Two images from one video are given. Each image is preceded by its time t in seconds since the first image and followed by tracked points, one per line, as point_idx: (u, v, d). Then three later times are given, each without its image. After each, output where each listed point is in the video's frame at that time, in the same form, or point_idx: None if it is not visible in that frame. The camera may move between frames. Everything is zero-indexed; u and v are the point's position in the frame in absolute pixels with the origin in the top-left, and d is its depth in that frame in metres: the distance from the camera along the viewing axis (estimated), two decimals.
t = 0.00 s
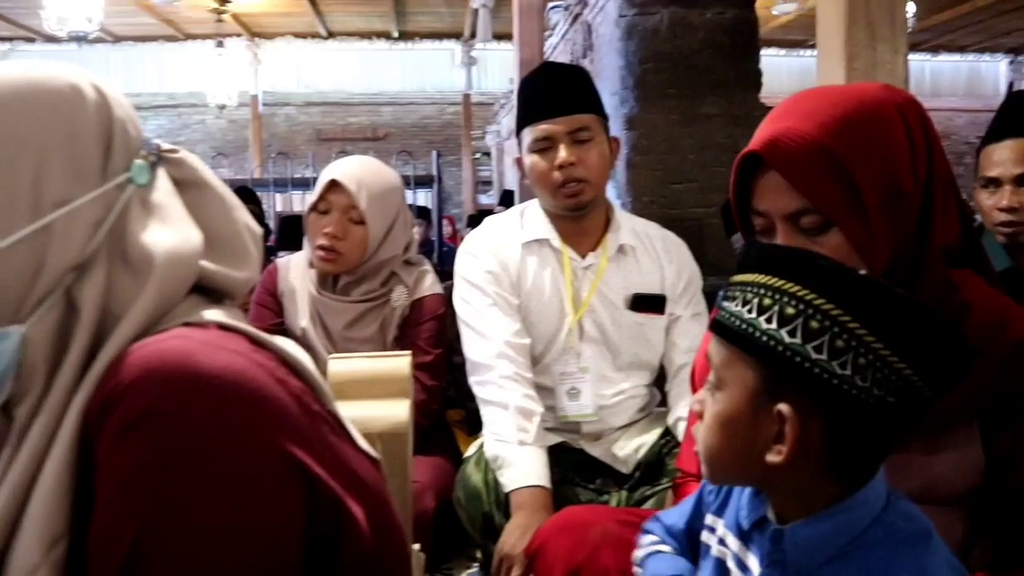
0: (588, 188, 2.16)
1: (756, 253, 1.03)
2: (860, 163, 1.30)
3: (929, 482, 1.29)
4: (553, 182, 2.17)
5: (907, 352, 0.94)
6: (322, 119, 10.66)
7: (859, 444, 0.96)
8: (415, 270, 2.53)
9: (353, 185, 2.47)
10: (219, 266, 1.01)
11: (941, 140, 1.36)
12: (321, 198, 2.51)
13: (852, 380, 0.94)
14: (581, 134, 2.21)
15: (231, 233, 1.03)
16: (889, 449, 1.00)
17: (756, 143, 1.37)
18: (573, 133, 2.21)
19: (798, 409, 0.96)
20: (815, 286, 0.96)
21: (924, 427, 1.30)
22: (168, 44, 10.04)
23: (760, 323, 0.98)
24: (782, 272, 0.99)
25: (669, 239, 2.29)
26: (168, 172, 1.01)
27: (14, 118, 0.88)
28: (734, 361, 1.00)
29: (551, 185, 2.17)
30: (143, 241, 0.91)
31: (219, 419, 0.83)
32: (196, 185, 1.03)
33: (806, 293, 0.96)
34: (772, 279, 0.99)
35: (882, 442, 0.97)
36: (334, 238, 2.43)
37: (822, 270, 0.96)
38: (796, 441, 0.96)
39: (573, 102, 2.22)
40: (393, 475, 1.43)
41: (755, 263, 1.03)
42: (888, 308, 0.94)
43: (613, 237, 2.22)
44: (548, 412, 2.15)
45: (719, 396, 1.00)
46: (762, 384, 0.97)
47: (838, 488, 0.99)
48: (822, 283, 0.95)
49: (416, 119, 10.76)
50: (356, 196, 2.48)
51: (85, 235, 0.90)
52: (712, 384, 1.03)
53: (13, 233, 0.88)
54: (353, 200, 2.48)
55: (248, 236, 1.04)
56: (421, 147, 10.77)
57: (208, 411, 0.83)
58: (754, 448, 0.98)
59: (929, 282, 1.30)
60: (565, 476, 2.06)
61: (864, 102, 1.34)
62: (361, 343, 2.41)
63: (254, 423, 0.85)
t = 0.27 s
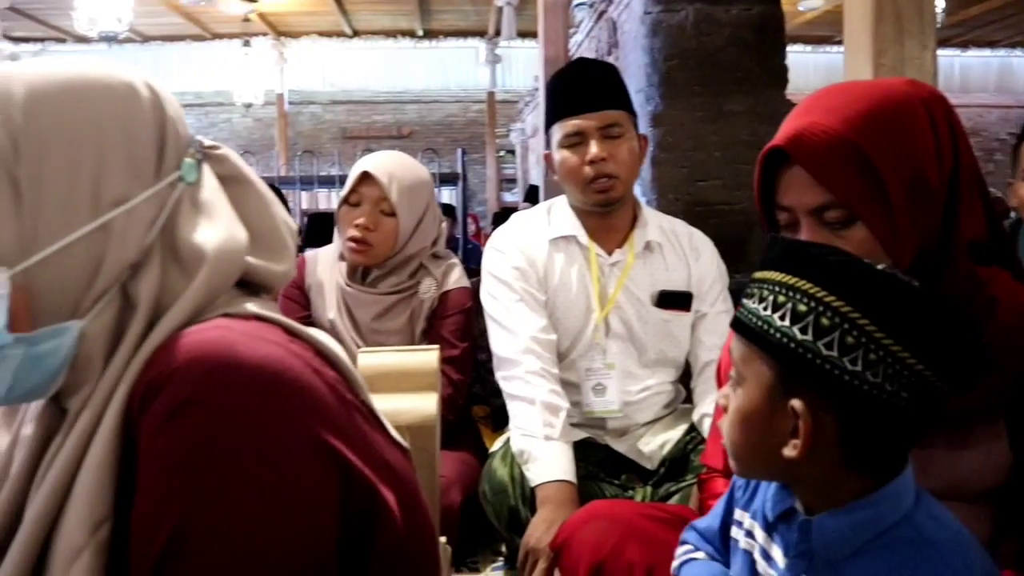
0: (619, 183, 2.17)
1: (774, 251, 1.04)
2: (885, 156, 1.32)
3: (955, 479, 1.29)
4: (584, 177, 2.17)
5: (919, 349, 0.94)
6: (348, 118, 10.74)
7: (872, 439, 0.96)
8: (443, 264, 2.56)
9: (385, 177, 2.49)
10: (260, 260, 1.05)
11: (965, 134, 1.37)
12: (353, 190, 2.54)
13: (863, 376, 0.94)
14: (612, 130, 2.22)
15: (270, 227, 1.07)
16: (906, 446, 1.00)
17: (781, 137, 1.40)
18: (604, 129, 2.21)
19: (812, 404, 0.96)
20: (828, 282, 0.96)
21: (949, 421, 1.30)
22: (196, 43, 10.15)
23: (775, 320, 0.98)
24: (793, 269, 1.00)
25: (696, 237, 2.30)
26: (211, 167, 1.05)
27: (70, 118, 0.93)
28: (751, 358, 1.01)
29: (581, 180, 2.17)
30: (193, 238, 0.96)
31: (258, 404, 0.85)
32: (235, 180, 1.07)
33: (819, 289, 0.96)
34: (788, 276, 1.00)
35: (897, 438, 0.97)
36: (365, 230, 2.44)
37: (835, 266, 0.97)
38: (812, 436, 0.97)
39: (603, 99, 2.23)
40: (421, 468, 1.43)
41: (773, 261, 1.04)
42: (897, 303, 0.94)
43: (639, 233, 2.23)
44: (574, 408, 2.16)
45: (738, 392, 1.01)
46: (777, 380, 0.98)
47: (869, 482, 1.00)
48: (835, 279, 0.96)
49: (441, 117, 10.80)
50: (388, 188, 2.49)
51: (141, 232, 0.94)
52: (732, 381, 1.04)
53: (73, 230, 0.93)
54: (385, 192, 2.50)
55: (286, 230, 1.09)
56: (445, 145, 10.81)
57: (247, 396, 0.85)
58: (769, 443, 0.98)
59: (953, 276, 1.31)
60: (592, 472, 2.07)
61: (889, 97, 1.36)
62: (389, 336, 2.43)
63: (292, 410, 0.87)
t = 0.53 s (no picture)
0: (641, 183, 2.18)
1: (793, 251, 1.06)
2: (916, 156, 1.35)
3: (972, 483, 1.30)
4: (607, 176, 2.18)
5: (914, 359, 0.95)
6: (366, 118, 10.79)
7: (865, 443, 0.98)
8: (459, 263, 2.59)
9: (398, 179, 2.51)
10: (289, 259, 1.08)
11: (996, 137, 1.40)
12: (366, 192, 2.56)
13: (855, 382, 0.95)
14: (636, 130, 2.22)
15: (296, 228, 1.10)
16: (906, 453, 1.00)
17: (813, 136, 1.43)
18: (629, 129, 2.22)
19: (805, 403, 0.99)
20: (834, 285, 0.98)
21: (967, 425, 1.31)
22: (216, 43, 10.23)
23: (781, 320, 1.01)
24: (808, 271, 1.01)
25: (714, 239, 2.30)
26: (241, 168, 1.09)
27: (113, 122, 0.96)
28: (761, 353, 1.04)
29: (604, 179, 2.18)
30: (227, 240, 1.00)
31: (284, 398, 0.87)
32: (263, 180, 1.10)
33: (825, 292, 0.98)
34: (801, 277, 1.02)
35: (893, 445, 0.98)
36: (379, 231, 2.47)
37: (842, 270, 0.98)
38: (804, 434, 1.00)
39: (628, 100, 2.24)
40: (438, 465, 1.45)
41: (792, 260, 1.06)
42: (896, 314, 0.95)
43: (658, 236, 2.24)
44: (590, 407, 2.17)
45: (749, 384, 1.06)
46: (778, 377, 1.01)
47: (870, 484, 1.01)
48: (840, 283, 0.97)
49: (458, 117, 10.84)
50: (401, 189, 2.51)
51: (181, 231, 0.99)
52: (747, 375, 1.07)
53: (118, 231, 0.97)
54: (398, 194, 2.52)
55: (310, 230, 1.12)
56: (463, 145, 10.84)
57: (274, 390, 0.87)
58: (768, 436, 1.03)
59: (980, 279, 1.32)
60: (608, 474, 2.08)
61: (921, 98, 1.39)
62: (406, 334, 2.46)
63: (316, 404, 0.89)
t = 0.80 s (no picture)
0: (666, 184, 2.18)
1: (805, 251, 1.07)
2: (952, 153, 1.37)
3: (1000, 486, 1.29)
4: (632, 176, 2.18)
5: (913, 361, 0.96)
6: (386, 119, 10.84)
7: (868, 445, 0.99)
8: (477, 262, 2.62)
9: (410, 181, 2.53)
10: (320, 257, 1.10)
11: None
12: (382, 194, 2.59)
13: (855, 384, 0.97)
14: (662, 130, 2.22)
15: (328, 226, 1.12)
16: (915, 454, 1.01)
17: (850, 132, 1.45)
18: (655, 129, 2.22)
19: (808, 404, 1.00)
20: (837, 287, 0.99)
21: (994, 427, 1.31)
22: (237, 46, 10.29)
23: (788, 321, 1.02)
24: (812, 272, 1.03)
25: (736, 240, 2.30)
26: (273, 167, 1.11)
27: (152, 122, 0.98)
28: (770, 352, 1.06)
29: (629, 179, 2.19)
30: (261, 239, 1.02)
31: (315, 391, 0.89)
32: (295, 179, 1.13)
33: (829, 294, 0.99)
34: (808, 278, 1.03)
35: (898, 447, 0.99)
36: (394, 233, 2.50)
37: (846, 271, 0.99)
38: (810, 434, 1.01)
39: (652, 100, 2.24)
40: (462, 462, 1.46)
41: (803, 260, 1.07)
42: (896, 315, 0.96)
43: (681, 236, 2.24)
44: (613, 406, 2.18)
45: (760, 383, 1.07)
46: (785, 377, 1.02)
47: (880, 483, 1.02)
48: (844, 284, 0.98)
49: (478, 119, 10.87)
50: (414, 191, 2.53)
51: (215, 232, 1.01)
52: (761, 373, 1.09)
53: (154, 231, 1.00)
54: (411, 196, 2.54)
55: (340, 228, 1.14)
56: (482, 146, 10.87)
57: (305, 383, 0.89)
58: (775, 435, 1.05)
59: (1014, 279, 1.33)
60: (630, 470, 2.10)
61: (960, 95, 1.41)
62: (426, 334, 2.48)
63: (345, 396, 0.91)
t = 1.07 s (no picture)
0: (693, 182, 2.18)
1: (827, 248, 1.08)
2: (977, 150, 1.36)
3: None
4: (660, 175, 2.18)
5: (944, 351, 0.95)
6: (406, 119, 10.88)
7: (903, 438, 0.99)
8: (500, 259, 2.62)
9: (434, 177, 2.54)
10: (352, 250, 1.11)
11: None
12: (405, 191, 2.59)
13: (888, 375, 0.96)
14: (688, 128, 2.22)
15: (359, 220, 1.13)
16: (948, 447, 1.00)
17: (872, 129, 1.44)
18: (681, 128, 2.22)
19: (840, 399, 1.00)
20: (862, 280, 0.99)
21: None
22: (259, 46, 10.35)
23: (812, 317, 1.02)
24: (835, 267, 1.03)
25: (762, 238, 2.30)
26: (304, 161, 1.12)
27: (186, 115, 0.99)
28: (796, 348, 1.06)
29: (657, 178, 2.18)
30: (293, 229, 1.03)
31: (350, 380, 0.90)
32: (327, 173, 1.14)
33: (853, 287, 0.99)
34: (832, 273, 1.03)
35: (932, 438, 0.98)
36: (417, 230, 2.52)
37: (869, 265, 0.99)
38: (842, 429, 1.01)
39: (677, 99, 2.24)
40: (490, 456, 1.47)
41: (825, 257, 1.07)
42: (925, 306, 0.95)
43: (705, 234, 2.24)
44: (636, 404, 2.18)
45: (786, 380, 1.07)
46: (812, 373, 1.02)
47: (911, 477, 1.01)
48: (869, 277, 0.99)
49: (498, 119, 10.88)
50: (437, 188, 2.53)
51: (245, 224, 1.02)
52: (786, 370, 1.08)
53: (186, 222, 1.01)
54: (435, 193, 2.54)
55: (371, 222, 1.15)
56: (502, 146, 10.88)
57: (341, 373, 0.90)
58: (804, 433, 1.04)
59: None
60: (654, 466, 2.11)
61: (984, 93, 1.40)
62: (449, 331, 2.49)
63: (379, 386, 0.92)
